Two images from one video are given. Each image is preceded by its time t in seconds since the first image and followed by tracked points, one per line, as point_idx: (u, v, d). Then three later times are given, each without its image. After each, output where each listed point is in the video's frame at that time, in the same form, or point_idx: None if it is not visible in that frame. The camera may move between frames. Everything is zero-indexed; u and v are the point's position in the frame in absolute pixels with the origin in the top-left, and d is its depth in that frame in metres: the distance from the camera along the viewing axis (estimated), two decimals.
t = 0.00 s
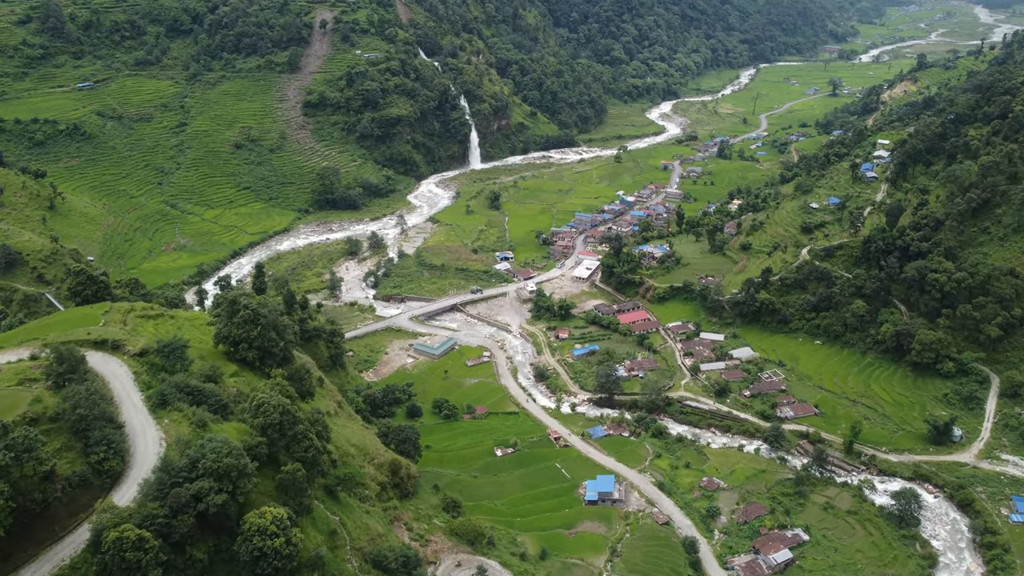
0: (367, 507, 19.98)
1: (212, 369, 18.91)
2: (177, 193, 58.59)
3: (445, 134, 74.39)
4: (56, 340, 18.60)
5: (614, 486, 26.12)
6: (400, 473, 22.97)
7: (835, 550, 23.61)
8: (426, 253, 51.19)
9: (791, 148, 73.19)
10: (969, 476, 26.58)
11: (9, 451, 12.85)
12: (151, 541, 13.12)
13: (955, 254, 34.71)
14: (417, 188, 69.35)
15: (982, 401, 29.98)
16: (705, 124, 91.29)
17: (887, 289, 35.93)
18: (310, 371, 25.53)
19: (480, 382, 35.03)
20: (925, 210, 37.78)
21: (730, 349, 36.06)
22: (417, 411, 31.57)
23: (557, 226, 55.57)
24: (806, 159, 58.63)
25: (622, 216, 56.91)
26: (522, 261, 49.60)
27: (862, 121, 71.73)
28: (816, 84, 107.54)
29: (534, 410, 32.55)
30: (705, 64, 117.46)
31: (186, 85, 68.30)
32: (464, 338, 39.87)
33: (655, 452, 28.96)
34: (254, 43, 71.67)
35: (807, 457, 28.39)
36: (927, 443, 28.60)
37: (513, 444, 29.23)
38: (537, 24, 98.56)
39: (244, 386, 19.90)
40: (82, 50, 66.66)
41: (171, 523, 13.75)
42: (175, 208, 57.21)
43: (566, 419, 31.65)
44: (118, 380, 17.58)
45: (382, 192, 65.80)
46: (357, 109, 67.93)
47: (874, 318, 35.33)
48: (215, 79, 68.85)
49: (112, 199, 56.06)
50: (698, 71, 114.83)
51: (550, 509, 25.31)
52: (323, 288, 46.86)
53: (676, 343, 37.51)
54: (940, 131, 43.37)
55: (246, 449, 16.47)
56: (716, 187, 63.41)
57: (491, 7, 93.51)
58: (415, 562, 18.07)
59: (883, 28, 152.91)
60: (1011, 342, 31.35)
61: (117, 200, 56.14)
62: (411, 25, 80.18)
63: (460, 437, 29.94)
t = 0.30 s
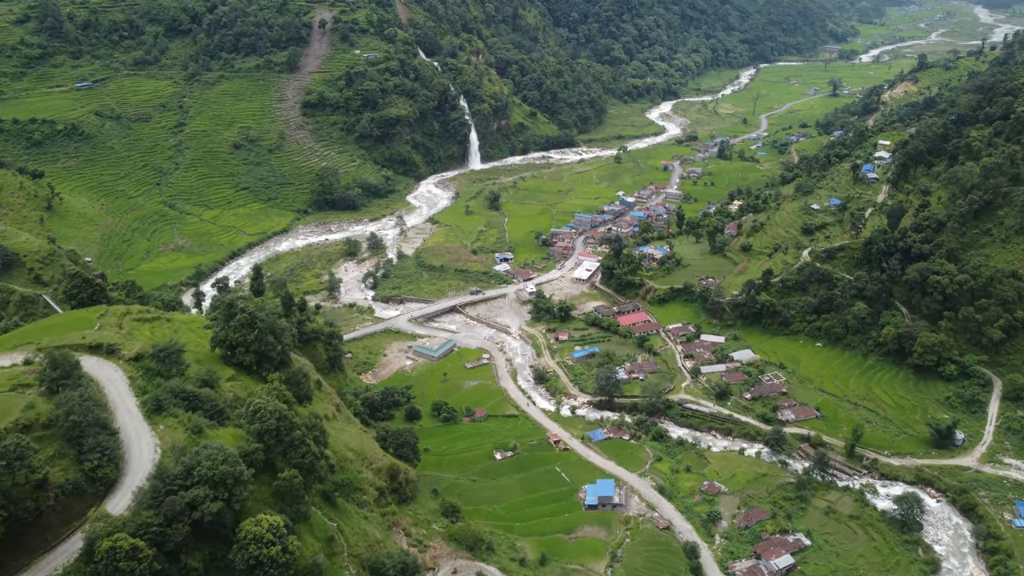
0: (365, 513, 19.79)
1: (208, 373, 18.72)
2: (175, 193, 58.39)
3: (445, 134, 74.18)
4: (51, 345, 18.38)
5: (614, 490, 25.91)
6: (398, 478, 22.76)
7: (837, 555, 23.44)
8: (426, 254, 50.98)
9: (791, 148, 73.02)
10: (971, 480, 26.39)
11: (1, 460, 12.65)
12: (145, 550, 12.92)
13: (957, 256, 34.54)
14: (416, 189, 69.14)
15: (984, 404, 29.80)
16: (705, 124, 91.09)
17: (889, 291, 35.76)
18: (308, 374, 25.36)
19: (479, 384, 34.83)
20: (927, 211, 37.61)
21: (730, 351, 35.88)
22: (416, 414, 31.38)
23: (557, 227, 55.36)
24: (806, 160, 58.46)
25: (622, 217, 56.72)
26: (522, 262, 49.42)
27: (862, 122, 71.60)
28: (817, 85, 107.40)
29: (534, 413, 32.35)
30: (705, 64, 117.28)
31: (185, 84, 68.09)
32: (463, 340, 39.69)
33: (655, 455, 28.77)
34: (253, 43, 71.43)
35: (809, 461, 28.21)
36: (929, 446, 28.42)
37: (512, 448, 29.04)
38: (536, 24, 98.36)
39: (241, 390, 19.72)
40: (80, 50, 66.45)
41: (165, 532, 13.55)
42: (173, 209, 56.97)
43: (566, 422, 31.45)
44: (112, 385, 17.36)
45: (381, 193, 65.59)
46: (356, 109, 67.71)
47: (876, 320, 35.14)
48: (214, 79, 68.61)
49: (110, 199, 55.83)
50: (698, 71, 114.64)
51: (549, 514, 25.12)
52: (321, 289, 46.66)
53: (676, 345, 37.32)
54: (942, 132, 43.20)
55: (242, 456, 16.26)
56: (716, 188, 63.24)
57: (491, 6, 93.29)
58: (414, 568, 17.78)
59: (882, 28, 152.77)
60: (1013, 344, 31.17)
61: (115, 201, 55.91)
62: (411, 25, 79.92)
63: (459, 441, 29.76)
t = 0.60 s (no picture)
0: (364, 518, 19.61)
1: (205, 378, 18.52)
2: (173, 193, 58.17)
3: (444, 134, 73.98)
4: (44, 350, 18.16)
5: (614, 494, 25.69)
6: (397, 482, 22.54)
7: (839, 560, 23.25)
8: (425, 255, 50.78)
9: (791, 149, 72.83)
10: (974, 484, 26.20)
11: None
12: (139, 560, 12.69)
13: (959, 258, 34.34)
14: (416, 189, 68.90)
15: (987, 407, 29.61)
16: (705, 125, 90.87)
17: (891, 293, 35.57)
18: (305, 377, 25.15)
19: (479, 387, 34.63)
20: (929, 212, 37.42)
21: (731, 353, 35.69)
22: (415, 417, 31.20)
23: (557, 228, 55.15)
24: (807, 161, 58.28)
25: (622, 218, 56.54)
26: (521, 263, 49.21)
27: (863, 122, 71.40)
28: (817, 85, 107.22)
29: (533, 416, 32.15)
30: (705, 64, 117.07)
31: (183, 84, 67.86)
32: (462, 342, 39.49)
33: (656, 459, 28.59)
34: (251, 42, 71.18)
35: (811, 464, 28.03)
36: (931, 450, 28.24)
37: (512, 451, 28.84)
38: (536, 24, 98.14)
39: (238, 395, 19.51)
40: (78, 49, 66.23)
41: (160, 541, 13.34)
42: (171, 209, 56.73)
43: (566, 425, 31.26)
44: (107, 391, 17.13)
45: (380, 193, 65.37)
46: (355, 109, 67.49)
47: (878, 322, 34.93)
48: (212, 79, 68.33)
49: (108, 199, 55.60)
50: (698, 71, 114.41)
51: (549, 518, 24.93)
52: (320, 290, 46.43)
53: (676, 347, 37.14)
54: (944, 133, 43.02)
55: (238, 462, 16.05)
56: (716, 188, 63.06)
57: (491, 6, 93.04)
58: None
59: (883, 28, 152.53)
60: (1016, 347, 30.97)
61: (113, 201, 55.68)
62: (410, 24, 79.62)
63: (458, 444, 29.56)
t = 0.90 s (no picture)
0: (362, 525, 19.41)
1: (201, 384, 18.32)
2: (172, 194, 57.96)
3: (444, 135, 73.76)
4: (38, 355, 17.94)
5: (615, 499, 25.48)
6: (395, 488, 22.28)
7: (841, 566, 23.06)
8: (424, 256, 50.56)
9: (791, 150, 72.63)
10: (977, 489, 26.01)
11: None
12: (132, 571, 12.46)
13: (962, 260, 34.14)
14: (415, 190, 68.63)
15: (990, 411, 29.41)
16: (705, 125, 90.67)
17: (893, 295, 35.34)
18: (304, 381, 24.95)
19: (478, 389, 34.42)
20: (931, 214, 37.22)
21: (732, 356, 35.49)
22: (415, 420, 31.00)
23: (557, 229, 54.91)
24: (807, 161, 58.07)
25: (622, 219, 56.33)
26: (521, 264, 49.00)
27: (863, 123, 71.21)
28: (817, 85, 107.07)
29: (533, 419, 31.93)
30: (705, 64, 116.86)
31: (182, 84, 67.65)
32: (461, 344, 39.28)
33: (657, 462, 28.39)
34: (250, 42, 70.94)
35: (812, 468, 27.84)
36: (934, 453, 28.05)
37: (512, 455, 28.63)
38: (536, 24, 97.93)
39: (235, 400, 19.31)
40: (77, 49, 66.03)
41: (154, 551, 13.12)
42: (170, 210, 56.53)
43: (566, 428, 31.05)
44: (101, 396, 16.91)
45: (379, 194, 65.16)
46: (355, 109, 67.27)
47: (880, 324, 34.72)
48: (211, 79, 68.09)
49: (106, 199, 55.38)
50: (698, 71, 114.20)
51: (549, 523, 24.72)
52: (319, 291, 46.21)
53: (677, 349, 36.92)
54: (946, 134, 42.83)
55: (234, 470, 15.84)
56: (716, 189, 62.84)
57: (491, 6, 92.82)
58: None
59: (883, 28, 152.22)
60: (1020, 350, 30.76)
61: (111, 201, 55.46)
62: (410, 24, 79.36)
63: (458, 448, 29.36)
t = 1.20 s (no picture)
0: (360, 532, 19.20)
1: (197, 390, 18.10)
2: (170, 194, 57.73)
3: (444, 135, 73.53)
4: (32, 361, 17.71)
5: (615, 504, 25.25)
6: (394, 493, 22.04)
7: (844, 572, 22.86)
8: (424, 257, 50.33)
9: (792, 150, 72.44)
10: (980, 494, 25.81)
11: None
12: None
13: (964, 262, 33.94)
14: (414, 190, 68.37)
15: (993, 414, 29.22)
16: (705, 125, 90.46)
17: (894, 298, 35.12)
18: (301, 385, 24.72)
19: (478, 392, 34.20)
20: (933, 216, 37.01)
21: (733, 358, 35.29)
22: (414, 424, 30.79)
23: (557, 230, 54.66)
24: (808, 162, 57.89)
25: (622, 220, 56.11)
26: (521, 266, 48.77)
27: (864, 123, 71.05)
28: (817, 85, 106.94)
29: (533, 423, 31.71)
30: (705, 64, 116.64)
31: (180, 84, 67.41)
32: (461, 346, 39.06)
33: (657, 466, 28.19)
34: (249, 42, 70.68)
35: (814, 473, 27.67)
36: (937, 458, 27.85)
37: (511, 459, 28.41)
38: (536, 24, 97.68)
39: (232, 406, 19.08)
40: (74, 49, 65.79)
41: (148, 562, 12.89)
42: (168, 210, 56.27)
43: (565, 432, 30.84)
44: (95, 403, 16.68)
45: (378, 194, 64.90)
46: (354, 109, 67.05)
47: (881, 327, 34.53)
48: (210, 79, 67.83)
49: (104, 200, 55.14)
50: (698, 71, 113.98)
51: (549, 528, 24.50)
52: (317, 293, 45.99)
53: (678, 352, 36.72)
54: (948, 135, 42.67)
55: (230, 478, 15.61)
56: (717, 190, 62.61)
57: (490, 6, 92.59)
58: None
59: (883, 28, 151.96)
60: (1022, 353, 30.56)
61: (109, 202, 55.23)
62: (409, 24, 79.11)
63: (457, 452, 29.16)
